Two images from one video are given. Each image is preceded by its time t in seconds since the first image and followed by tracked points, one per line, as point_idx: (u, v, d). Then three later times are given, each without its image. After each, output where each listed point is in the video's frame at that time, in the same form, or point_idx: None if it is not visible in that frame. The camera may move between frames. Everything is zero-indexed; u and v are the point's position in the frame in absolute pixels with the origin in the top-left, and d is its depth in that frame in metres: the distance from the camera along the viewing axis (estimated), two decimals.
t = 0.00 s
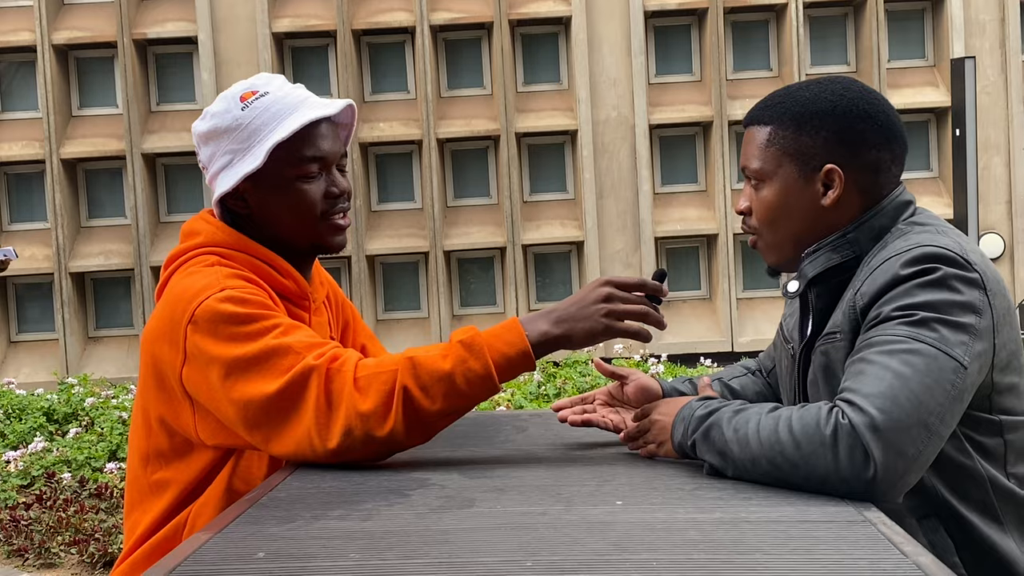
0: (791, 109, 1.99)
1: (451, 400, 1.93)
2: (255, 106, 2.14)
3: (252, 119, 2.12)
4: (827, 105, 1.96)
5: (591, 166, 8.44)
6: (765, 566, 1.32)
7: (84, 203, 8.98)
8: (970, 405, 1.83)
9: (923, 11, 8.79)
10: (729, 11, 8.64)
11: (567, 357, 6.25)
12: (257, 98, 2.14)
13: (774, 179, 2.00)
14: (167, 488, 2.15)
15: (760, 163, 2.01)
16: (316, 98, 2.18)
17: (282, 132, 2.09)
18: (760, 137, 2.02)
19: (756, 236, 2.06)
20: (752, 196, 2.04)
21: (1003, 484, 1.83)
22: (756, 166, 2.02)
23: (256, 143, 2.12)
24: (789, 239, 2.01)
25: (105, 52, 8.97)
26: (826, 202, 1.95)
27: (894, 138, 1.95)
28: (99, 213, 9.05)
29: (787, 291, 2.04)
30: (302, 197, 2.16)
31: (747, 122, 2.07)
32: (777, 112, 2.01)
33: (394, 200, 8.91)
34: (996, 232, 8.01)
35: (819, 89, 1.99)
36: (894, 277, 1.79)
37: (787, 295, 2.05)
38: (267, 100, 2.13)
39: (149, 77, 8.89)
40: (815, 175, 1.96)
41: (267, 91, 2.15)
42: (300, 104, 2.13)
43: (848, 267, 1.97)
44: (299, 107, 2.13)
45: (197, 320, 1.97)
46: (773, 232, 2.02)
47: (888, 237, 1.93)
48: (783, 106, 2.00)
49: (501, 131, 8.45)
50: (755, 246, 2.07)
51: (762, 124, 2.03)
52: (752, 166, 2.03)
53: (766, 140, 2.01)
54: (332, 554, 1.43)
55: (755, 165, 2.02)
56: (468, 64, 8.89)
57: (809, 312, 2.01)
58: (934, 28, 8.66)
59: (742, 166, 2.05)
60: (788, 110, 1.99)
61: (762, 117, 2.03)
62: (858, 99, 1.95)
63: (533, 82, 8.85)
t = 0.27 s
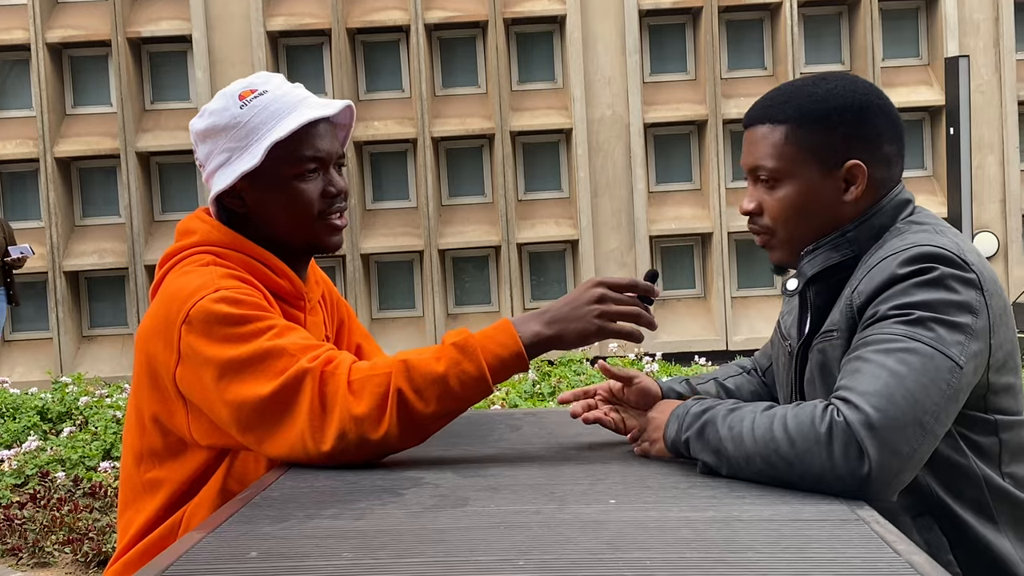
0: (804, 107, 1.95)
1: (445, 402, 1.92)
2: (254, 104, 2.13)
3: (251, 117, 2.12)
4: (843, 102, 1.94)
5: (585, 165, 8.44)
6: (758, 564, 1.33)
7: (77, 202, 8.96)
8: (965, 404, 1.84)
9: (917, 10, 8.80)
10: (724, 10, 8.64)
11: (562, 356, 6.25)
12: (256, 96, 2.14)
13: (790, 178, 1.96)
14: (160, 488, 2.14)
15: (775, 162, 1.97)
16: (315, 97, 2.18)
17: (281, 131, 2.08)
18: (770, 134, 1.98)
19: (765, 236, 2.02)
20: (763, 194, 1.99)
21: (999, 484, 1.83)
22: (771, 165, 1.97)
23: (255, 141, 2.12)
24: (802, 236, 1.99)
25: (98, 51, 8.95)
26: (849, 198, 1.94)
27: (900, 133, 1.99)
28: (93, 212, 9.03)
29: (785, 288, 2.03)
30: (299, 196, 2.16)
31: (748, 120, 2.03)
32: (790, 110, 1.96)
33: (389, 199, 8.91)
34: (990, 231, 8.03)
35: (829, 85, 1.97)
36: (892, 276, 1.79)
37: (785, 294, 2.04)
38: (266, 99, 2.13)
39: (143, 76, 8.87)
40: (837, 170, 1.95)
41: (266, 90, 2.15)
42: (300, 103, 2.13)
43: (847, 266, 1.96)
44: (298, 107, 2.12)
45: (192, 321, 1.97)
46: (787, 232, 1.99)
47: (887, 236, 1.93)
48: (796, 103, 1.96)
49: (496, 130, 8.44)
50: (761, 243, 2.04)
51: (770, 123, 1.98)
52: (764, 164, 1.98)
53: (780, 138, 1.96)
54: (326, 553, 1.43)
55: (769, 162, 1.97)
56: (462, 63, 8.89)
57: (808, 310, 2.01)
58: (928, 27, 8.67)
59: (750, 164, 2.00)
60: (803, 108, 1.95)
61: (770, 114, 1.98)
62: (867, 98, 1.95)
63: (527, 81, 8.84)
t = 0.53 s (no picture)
0: (816, 102, 1.91)
1: (435, 404, 1.93)
2: (247, 103, 2.13)
3: (244, 116, 2.11)
4: (854, 98, 1.92)
5: (578, 164, 8.45)
6: (746, 562, 1.33)
7: (69, 201, 8.94)
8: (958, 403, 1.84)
9: (909, 8, 8.82)
10: (716, 9, 8.65)
11: (554, 355, 6.26)
12: (249, 95, 2.14)
13: (798, 173, 1.93)
14: (150, 487, 2.14)
15: (783, 155, 1.93)
16: (308, 96, 2.17)
17: (275, 130, 2.08)
18: (778, 127, 1.94)
19: (766, 230, 1.99)
20: (768, 188, 1.96)
21: (990, 482, 1.83)
22: (779, 158, 1.93)
23: (248, 141, 2.11)
24: (802, 233, 1.96)
25: (90, 50, 8.92)
26: (858, 195, 1.93)
27: (900, 130, 1.98)
28: (85, 211, 9.00)
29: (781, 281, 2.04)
30: (292, 195, 2.16)
31: (753, 111, 1.99)
32: (803, 104, 1.92)
33: (381, 198, 8.91)
34: (981, 229, 8.06)
35: (839, 81, 1.95)
36: (886, 274, 1.80)
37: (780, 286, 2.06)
38: (260, 98, 2.12)
39: (135, 75, 8.85)
40: (846, 167, 1.92)
41: (260, 88, 2.14)
42: (294, 103, 2.13)
43: (843, 264, 1.97)
44: (292, 106, 2.12)
45: (183, 321, 1.96)
46: (790, 227, 1.95)
47: (883, 234, 1.94)
48: (809, 97, 1.92)
49: (488, 129, 8.45)
50: (759, 237, 2.02)
51: (777, 116, 1.94)
52: (771, 158, 1.94)
53: (790, 132, 1.92)
54: (314, 552, 1.43)
55: (777, 156, 1.93)
56: (455, 62, 8.88)
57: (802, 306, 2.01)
58: (920, 26, 8.69)
59: (756, 156, 1.96)
60: (816, 102, 1.91)
61: (778, 107, 1.94)
62: (873, 96, 1.94)
63: (520, 80, 8.85)
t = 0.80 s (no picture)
0: (805, 102, 1.91)
1: (423, 408, 1.93)
2: (236, 104, 2.13)
3: (232, 117, 2.11)
4: (843, 100, 1.92)
5: (568, 163, 8.45)
6: (732, 562, 1.33)
7: (58, 200, 8.91)
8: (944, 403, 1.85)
9: (898, 8, 8.84)
10: (706, 8, 8.66)
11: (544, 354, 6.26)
12: (238, 96, 2.13)
13: (784, 176, 1.93)
14: (137, 489, 2.14)
15: (771, 157, 1.93)
16: (297, 97, 2.17)
17: (263, 132, 2.08)
18: (766, 128, 1.94)
19: (751, 230, 2.00)
20: (755, 189, 1.96)
21: (976, 481, 1.84)
22: (766, 159, 1.93)
23: (236, 142, 2.11)
24: (788, 234, 1.97)
25: (79, 49, 8.89)
26: (844, 198, 1.94)
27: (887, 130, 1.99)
28: (75, 211, 8.98)
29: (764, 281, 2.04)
30: (280, 197, 2.15)
31: (740, 111, 1.99)
32: (792, 105, 1.92)
33: (372, 197, 8.90)
34: (970, 228, 8.08)
35: (829, 82, 1.94)
36: (871, 274, 1.80)
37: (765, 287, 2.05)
38: (248, 99, 2.12)
39: (125, 75, 8.83)
40: (833, 170, 1.93)
41: (248, 89, 2.14)
42: (282, 104, 2.12)
43: (829, 264, 1.97)
44: (280, 107, 2.12)
45: (170, 323, 1.96)
46: (776, 228, 1.96)
47: (869, 234, 1.94)
48: (797, 99, 1.92)
49: (479, 128, 8.44)
50: (744, 236, 2.02)
51: (765, 116, 1.94)
52: (758, 158, 1.94)
53: (778, 133, 1.93)
54: (301, 553, 1.43)
55: (764, 157, 1.93)
56: (445, 61, 8.88)
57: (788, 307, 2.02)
58: (909, 25, 8.71)
59: (742, 157, 1.96)
60: (806, 103, 1.91)
61: (768, 107, 1.94)
62: (862, 97, 1.94)
63: (510, 79, 8.85)
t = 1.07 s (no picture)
0: (792, 102, 1.92)
1: (414, 410, 1.93)
2: (225, 104, 2.12)
3: (222, 118, 2.10)
4: (829, 99, 1.92)
5: (558, 162, 8.45)
6: (719, 561, 1.33)
7: (47, 200, 8.88)
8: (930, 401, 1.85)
9: (887, 7, 8.87)
10: (695, 7, 8.67)
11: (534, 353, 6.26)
12: (227, 96, 2.13)
13: (771, 176, 1.94)
14: (126, 490, 2.13)
15: (758, 156, 1.93)
16: (286, 97, 2.16)
17: (253, 132, 2.08)
18: (753, 128, 1.94)
19: (738, 229, 2.00)
20: (743, 189, 1.96)
21: (962, 480, 1.85)
22: (753, 160, 1.93)
23: (226, 142, 2.10)
24: (778, 234, 1.98)
25: (67, 48, 8.85)
26: (830, 198, 1.94)
27: (874, 129, 1.99)
28: (64, 210, 8.95)
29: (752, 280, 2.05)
30: (270, 197, 2.15)
31: (727, 110, 1.99)
32: (778, 105, 1.92)
33: (362, 196, 8.89)
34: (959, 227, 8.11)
35: (815, 81, 1.95)
36: (858, 273, 1.81)
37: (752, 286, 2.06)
38: (237, 99, 2.11)
39: (113, 74, 8.80)
40: (820, 170, 1.93)
41: (238, 90, 2.13)
42: (272, 104, 2.12)
43: (816, 263, 1.98)
44: (270, 107, 2.12)
45: (161, 324, 1.95)
46: (763, 228, 1.97)
47: (856, 233, 1.95)
48: (784, 98, 1.92)
49: (469, 127, 8.43)
50: (731, 235, 2.03)
51: (752, 116, 1.94)
52: (745, 158, 1.94)
53: (765, 133, 1.93)
54: (287, 553, 1.43)
55: (751, 157, 1.93)
56: (435, 60, 8.87)
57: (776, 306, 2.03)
58: (898, 24, 8.74)
59: (729, 157, 1.96)
60: (792, 102, 1.91)
61: (755, 107, 1.94)
62: (848, 97, 1.95)
63: (500, 78, 8.84)
